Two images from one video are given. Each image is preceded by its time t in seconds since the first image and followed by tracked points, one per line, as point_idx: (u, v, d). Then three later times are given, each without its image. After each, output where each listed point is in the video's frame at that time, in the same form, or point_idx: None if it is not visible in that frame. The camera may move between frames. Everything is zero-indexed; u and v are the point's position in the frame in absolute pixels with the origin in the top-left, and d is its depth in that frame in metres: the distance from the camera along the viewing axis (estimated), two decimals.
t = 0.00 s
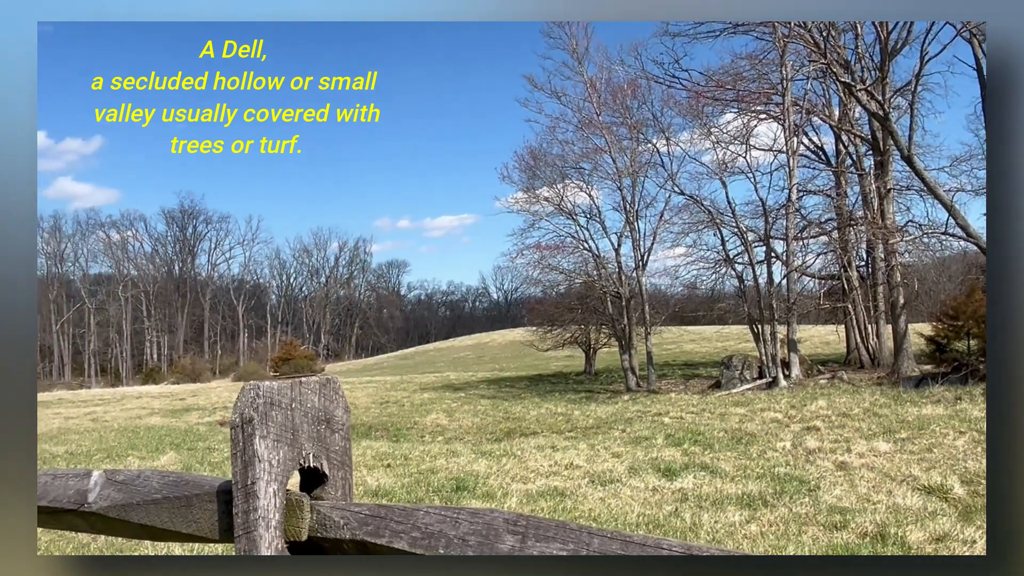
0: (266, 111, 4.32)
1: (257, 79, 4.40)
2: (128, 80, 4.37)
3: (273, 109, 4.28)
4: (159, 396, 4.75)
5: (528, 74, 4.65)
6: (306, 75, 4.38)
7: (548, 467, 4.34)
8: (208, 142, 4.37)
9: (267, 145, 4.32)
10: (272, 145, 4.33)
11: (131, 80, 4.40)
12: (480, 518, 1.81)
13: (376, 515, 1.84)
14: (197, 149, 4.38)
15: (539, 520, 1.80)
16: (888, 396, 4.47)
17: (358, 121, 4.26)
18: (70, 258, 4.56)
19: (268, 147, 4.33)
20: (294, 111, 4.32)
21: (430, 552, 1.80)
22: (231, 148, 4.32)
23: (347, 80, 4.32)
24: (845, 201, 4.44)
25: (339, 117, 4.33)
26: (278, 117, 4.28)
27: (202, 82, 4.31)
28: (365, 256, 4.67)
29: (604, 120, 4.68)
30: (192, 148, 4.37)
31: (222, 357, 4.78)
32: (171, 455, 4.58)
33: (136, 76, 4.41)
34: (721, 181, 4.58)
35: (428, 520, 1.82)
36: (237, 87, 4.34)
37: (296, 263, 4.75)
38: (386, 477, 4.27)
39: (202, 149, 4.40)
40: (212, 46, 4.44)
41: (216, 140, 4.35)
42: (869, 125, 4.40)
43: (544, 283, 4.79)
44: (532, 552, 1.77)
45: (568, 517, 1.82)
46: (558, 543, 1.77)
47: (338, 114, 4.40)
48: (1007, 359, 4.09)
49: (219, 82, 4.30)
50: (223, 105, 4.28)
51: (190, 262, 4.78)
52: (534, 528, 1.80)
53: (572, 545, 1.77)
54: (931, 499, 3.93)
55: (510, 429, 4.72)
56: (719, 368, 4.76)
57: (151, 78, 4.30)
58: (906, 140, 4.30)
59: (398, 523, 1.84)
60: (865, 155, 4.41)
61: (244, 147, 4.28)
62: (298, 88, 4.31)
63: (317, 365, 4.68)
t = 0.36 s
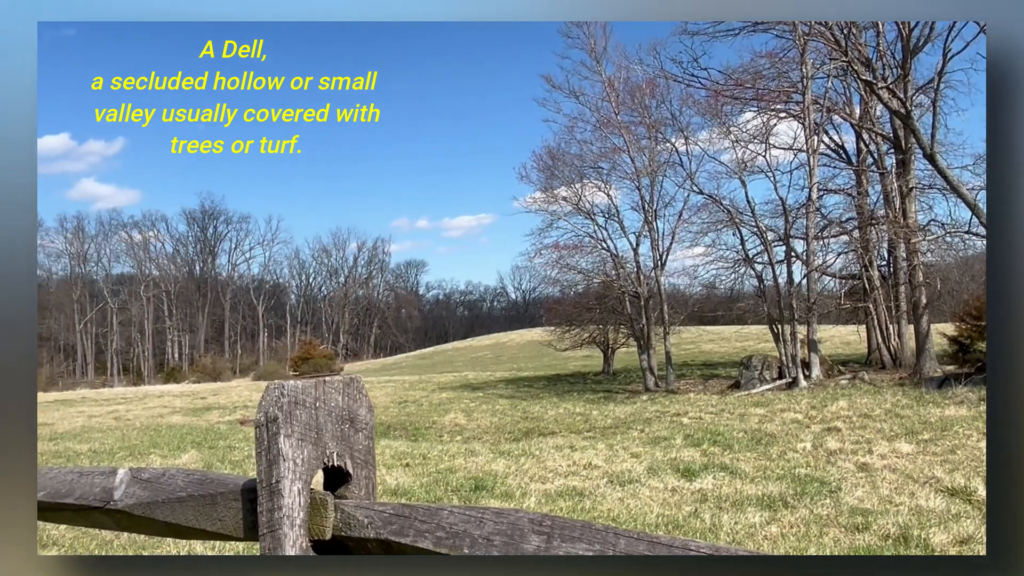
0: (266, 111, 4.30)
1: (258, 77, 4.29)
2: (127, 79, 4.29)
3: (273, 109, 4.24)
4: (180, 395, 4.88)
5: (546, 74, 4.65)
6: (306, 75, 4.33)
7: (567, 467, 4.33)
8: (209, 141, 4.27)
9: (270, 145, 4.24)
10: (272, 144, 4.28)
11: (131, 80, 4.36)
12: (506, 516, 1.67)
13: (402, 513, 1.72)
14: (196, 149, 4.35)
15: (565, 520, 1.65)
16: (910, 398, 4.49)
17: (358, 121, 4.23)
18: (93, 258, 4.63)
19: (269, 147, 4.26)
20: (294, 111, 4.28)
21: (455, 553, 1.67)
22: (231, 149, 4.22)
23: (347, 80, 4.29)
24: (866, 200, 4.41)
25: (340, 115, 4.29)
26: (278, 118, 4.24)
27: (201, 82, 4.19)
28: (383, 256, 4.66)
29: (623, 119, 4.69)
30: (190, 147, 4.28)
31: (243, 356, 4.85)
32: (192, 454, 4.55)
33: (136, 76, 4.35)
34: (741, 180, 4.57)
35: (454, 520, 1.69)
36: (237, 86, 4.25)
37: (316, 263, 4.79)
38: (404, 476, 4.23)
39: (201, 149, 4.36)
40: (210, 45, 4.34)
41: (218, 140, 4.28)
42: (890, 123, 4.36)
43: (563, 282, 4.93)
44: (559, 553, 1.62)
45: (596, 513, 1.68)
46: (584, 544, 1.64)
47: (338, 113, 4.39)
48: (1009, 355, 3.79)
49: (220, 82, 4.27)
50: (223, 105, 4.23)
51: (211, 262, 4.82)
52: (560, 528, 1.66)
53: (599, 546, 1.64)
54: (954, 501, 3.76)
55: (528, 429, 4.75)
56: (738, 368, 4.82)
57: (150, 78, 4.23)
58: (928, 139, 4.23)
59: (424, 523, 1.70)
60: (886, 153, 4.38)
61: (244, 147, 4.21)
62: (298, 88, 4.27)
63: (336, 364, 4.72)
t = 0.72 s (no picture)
0: (266, 112, 4.33)
1: (258, 78, 4.32)
2: (128, 80, 4.34)
3: (273, 109, 4.28)
4: (202, 394, 4.92)
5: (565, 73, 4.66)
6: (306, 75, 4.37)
7: (586, 467, 4.35)
8: (208, 141, 4.31)
9: (268, 143, 4.32)
10: (272, 144, 4.30)
11: (132, 80, 4.39)
12: (530, 516, 1.70)
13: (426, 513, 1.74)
14: (196, 149, 4.40)
15: (592, 522, 1.69)
16: (934, 398, 4.41)
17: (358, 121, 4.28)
18: (116, 258, 4.70)
19: (269, 147, 4.31)
20: (294, 111, 4.32)
21: (480, 552, 1.70)
22: (231, 149, 4.29)
23: (347, 80, 4.32)
24: (889, 199, 4.37)
25: (339, 116, 4.30)
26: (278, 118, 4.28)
27: (201, 82, 4.24)
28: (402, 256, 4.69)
29: (643, 118, 4.68)
30: (189, 147, 4.33)
31: (264, 356, 4.90)
32: (215, 453, 4.66)
33: (137, 77, 4.39)
34: (761, 179, 4.54)
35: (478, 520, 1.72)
36: (237, 87, 4.28)
37: (336, 263, 4.84)
38: (425, 476, 4.25)
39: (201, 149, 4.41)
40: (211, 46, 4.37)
41: (217, 140, 4.33)
42: (914, 121, 4.32)
43: (581, 282, 4.83)
44: (585, 553, 1.66)
45: (622, 515, 1.71)
46: (610, 544, 1.67)
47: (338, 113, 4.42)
48: None
49: (219, 82, 4.30)
50: (223, 105, 4.28)
51: (233, 262, 4.87)
52: (586, 529, 1.69)
53: (625, 547, 1.67)
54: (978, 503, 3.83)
55: (548, 429, 4.79)
56: (760, 368, 4.75)
57: (151, 78, 4.28)
58: (952, 136, 4.21)
59: (447, 522, 1.73)
60: (909, 152, 4.33)
61: (243, 147, 4.27)
62: (298, 88, 4.31)
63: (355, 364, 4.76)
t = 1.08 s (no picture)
0: (266, 112, 4.36)
1: (258, 78, 4.37)
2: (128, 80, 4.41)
3: (273, 109, 4.32)
4: (225, 393, 4.96)
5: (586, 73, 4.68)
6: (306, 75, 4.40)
7: (607, 468, 4.36)
8: (208, 141, 4.36)
9: (268, 142, 4.36)
10: (272, 144, 4.34)
11: (132, 80, 4.45)
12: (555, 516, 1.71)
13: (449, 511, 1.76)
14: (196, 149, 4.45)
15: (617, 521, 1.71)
16: (958, 399, 4.31)
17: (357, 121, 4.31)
18: (140, 258, 4.78)
19: (269, 147, 4.35)
20: (294, 111, 4.36)
21: (505, 550, 1.70)
22: (231, 148, 4.34)
23: (347, 80, 4.35)
24: (913, 198, 4.33)
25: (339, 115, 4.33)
26: (278, 118, 4.32)
27: (201, 82, 4.29)
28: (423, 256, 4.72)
29: (663, 117, 4.68)
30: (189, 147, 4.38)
31: (285, 355, 5.00)
32: (236, 451, 4.73)
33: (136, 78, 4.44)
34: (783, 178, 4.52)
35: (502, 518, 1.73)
36: (237, 86, 4.32)
37: (357, 263, 4.88)
38: (445, 475, 4.28)
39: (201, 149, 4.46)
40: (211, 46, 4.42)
41: (217, 140, 4.37)
42: (939, 119, 4.27)
43: (601, 282, 4.86)
44: (610, 553, 1.67)
45: (648, 515, 1.73)
46: (636, 544, 1.69)
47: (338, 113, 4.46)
48: None
49: (219, 82, 4.35)
50: (223, 105, 4.33)
51: (255, 263, 4.92)
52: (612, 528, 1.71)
53: (650, 547, 1.69)
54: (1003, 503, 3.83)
55: (568, 429, 4.80)
56: (781, 368, 4.71)
57: (151, 79, 4.33)
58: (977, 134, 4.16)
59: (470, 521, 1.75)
60: (934, 150, 4.29)
61: (243, 147, 4.32)
62: (298, 88, 4.35)
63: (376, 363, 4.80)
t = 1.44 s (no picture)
0: (267, 112, 4.41)
1: (258, 77, 4.41)
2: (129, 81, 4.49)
3: (273, 109, 4.36)
4: (247, 392, 5.03)
5: (607, 73, 4.68)
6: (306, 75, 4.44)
7: (628, 468, 4.37)
8: (208, 141, 4.42)
9: (269, 142, 4.42)
10: (272, 144, 4.38)
11: (132, 81, 4.52)
12: (579, 517, 1.72)
13: (473, 509, 1.78)
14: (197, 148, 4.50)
15: (642, 521, 1.71)
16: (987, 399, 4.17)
17: (357, 121, 4.35)
18: (164, 259, 4.85)
19: (269, 147, 4.40)
20: (294, 111, 4.40)
21: (529, 550, 1.70)
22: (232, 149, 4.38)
23: (348, 80, 4.38)
24: (938, 197, 4.29)
25: (339, 115, 4.35)
26: (277, 118, 4.37)
27: (201, 82, 4.35)
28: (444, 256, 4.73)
29: (684, 116, 4.66)
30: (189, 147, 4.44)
31: (307, 355, 5.06)
32: (259, 451, 4.92)
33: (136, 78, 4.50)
34: (805, 176, 4.50)
35: (527, 517, 1.74)
36: (237, 87, 4.37)
37: (378, 263, 4.92)
38: (465, 475, 4.30)
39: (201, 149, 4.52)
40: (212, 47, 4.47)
41: (217, 140, 4.43)
42: (964, 116, 4.22)
43: (622, 282, 4.88)
44: (635, 553, 1.68)
45: (672, 516, 1.74)
46: (662, 544, 1.70)
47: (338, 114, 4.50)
48: None
49: (219, 83, 4.42)
50: (223, 105, 4.39)
51: (277, 263, 4.97)
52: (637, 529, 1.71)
53: (677, 546, 1.70)
54: None
55: (589, 429, 4.83)
56: (804, 369, 4.74)
57: (151, 79, 4.40)
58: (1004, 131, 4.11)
59: (497, 519, 1.76)
60: (959, 148, 4.24)
61: (243, 147, 4.37)
62: (297, 88, 4.39)
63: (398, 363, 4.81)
